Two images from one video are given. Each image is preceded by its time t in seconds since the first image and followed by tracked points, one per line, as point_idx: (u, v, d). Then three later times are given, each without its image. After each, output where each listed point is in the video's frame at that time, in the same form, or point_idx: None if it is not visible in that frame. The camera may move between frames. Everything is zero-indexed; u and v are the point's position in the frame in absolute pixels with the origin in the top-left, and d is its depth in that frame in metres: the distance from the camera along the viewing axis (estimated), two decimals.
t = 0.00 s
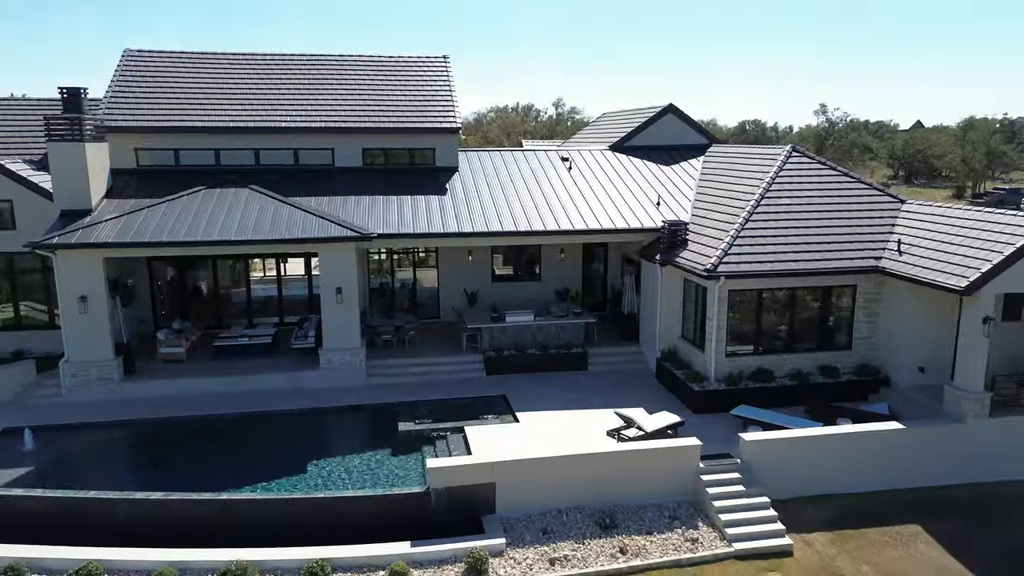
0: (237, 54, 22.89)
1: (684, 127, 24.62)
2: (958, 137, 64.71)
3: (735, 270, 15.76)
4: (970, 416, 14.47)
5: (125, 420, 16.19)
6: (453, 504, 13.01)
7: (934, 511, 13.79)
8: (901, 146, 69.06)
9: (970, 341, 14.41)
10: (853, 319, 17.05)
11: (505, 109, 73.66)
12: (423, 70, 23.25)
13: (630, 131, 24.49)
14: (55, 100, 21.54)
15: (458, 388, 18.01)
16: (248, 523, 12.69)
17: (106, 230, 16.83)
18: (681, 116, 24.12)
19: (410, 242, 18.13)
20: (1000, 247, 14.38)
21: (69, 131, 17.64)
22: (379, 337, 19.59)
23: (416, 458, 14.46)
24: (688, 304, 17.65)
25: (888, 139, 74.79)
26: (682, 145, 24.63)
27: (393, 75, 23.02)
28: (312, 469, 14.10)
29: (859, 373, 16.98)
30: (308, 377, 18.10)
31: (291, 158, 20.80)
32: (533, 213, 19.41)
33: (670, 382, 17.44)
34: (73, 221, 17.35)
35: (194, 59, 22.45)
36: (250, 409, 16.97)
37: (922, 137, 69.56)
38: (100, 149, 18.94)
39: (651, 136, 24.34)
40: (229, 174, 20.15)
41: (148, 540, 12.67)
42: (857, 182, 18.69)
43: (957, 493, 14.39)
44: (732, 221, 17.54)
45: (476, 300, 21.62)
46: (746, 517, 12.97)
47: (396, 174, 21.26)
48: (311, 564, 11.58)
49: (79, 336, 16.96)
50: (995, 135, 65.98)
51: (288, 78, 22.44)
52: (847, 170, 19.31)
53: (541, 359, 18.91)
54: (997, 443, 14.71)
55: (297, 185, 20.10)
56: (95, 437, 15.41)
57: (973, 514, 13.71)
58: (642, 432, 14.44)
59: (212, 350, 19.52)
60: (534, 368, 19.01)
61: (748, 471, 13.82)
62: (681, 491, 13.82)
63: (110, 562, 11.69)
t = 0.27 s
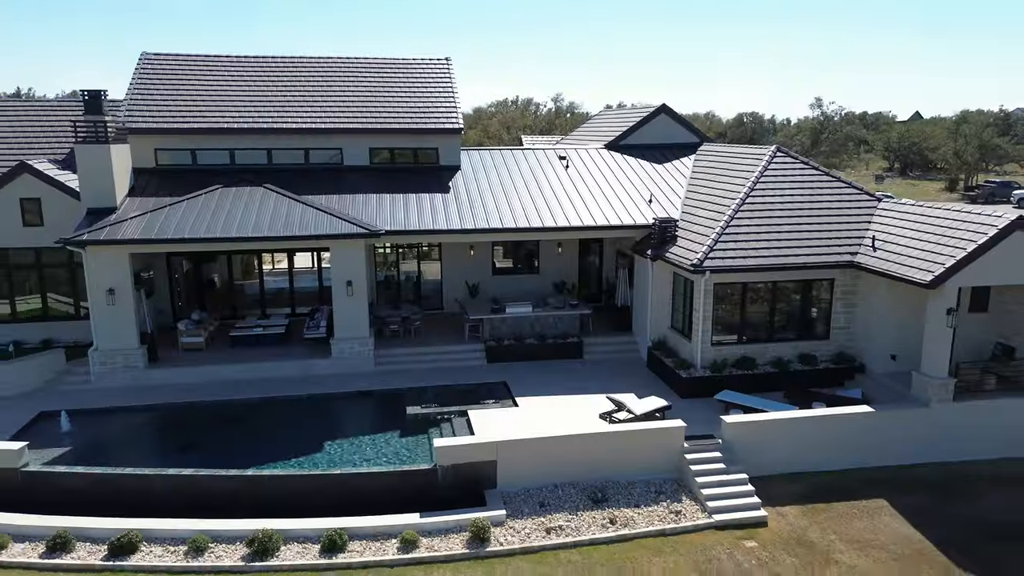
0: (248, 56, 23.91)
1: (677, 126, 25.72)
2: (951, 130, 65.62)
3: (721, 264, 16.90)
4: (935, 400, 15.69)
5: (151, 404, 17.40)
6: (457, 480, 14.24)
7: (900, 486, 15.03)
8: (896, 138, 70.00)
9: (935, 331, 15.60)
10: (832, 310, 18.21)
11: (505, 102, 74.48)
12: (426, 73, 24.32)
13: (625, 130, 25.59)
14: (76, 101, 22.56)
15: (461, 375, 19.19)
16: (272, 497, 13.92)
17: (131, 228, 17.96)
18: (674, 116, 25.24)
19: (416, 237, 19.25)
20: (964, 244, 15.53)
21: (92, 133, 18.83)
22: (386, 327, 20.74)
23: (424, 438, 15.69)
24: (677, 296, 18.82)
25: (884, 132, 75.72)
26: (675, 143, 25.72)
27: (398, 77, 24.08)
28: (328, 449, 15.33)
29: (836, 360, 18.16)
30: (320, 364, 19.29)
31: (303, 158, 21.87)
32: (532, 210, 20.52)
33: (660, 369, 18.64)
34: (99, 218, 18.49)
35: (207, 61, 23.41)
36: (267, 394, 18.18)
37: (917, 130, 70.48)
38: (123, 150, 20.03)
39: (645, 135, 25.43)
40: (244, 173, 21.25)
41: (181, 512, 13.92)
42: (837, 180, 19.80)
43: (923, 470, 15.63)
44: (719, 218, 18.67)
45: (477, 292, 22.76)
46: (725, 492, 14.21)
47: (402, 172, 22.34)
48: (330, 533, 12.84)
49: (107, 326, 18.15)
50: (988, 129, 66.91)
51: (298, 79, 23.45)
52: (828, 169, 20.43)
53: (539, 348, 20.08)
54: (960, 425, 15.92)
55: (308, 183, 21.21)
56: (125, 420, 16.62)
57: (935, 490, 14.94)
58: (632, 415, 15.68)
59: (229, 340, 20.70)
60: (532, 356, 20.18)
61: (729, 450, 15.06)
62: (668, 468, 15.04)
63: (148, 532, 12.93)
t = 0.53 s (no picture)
0: (259, 60, 24.99)
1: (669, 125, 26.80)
2: (945, 122, 66.58)
3: (707, 260, 18.07)
4: (904, 386, 16.96)
5: (175, 391, 18.64)
6: (462, 459, 15.49)
7: (870, 465, 16.30)
8: (891, 131, 70.95)
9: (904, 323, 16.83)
10: (812, 302, 19.41)
11: (504, 95, 75.32)
12: (430, 76, 25.42)
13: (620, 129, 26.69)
14: (96, 102, 23.64)
15: (464, 363, 20.41)
16: (291, 474, 15.19)
17: (155, 225, 19.11)
18: (667, 116, 26.33)
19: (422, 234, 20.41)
20: (932, 241, 16.69)
21: (115, 136, 19.87)
22: (393, 318, 21.93)
23: (430, 421, 16.94)
24: (667, 289, 20.01)
25: (879, 124, 76.64)
26: (667, 142, 26.82)
27: (403, 80, 25.16)
28: (341, 431, 16.59)
29: (815, 349, 19.38)
30: (332, 353, 20.51)
31: (313, 157, 23.01)
32: (531, 208, 21.67)
33: (651, 357, 19.86)
34: (123, 216, 19.65)
35: (220, 64, 24.51)
36: (282, 381, 19.41)
37: (912, 123, 71.41)
38: (145, 151, 21.14)
39: (639, 134, 26.54)
40: (258, 172, 22.38)
41: (208, 488, 15.19)
42: (819, 180, 20.95)
43: (893, 450, 16.89)
44: (707, 215, 19.82)
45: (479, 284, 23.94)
46: (708, 469, 15.47)
47: (407, 171, 23.46)
48: (346, 506, 14.13)
49: (133, 317, 19.37)
50: (981, 122, 67.86)
51: (308, 81, 24.52)
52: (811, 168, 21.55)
53: (538, 338, 21.29)
54: (928, 409, 17.15)
55: (318, 181, 22.34)
56: (152, 405, 17.87)
57: (902, 468, 16.20)
58: (623, 400, 16.91)
59: (245, 330, 21.93)
60: (531, 346, 21.40)
61: (712, 431, 16.32)
62: (655, 448, 16.30)
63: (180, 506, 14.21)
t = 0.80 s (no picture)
0: (270, 63, 26.10)
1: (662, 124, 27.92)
2: (937, 116, 67.58)
3: (695, 256, 19.27)
4: (876, 373, 18.21)
5: (196, 378, 19.90)
6: (465, 441, 16.76)
7: (844, 446, 17.57)
8: (885, 124, 72.00)
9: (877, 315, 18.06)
10: (793, 295, 20.63)
11: (504, 90, 76.37)
12: (433, 77, 26.53)
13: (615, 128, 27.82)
14: (115, 103, 24.79)
15: (467, 352, 21.65)
16: (308, 454, 16.47)
17: (175, 223, 20.28)
18: (660, 115, 27.46)
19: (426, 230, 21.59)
20: (903, 238, 17.88)
21: (138, 138, 21.08)
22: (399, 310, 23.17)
23: (435, 406, 18.22)
24: (657, 282, 21.22)
25: (875, 118, 77.68)
26: (661, 140, 27.94)
27: (407, 81, 26.26)
28: (353, 415, 17.86)
29: (796, 339, 20.62)
30: (342, 343, 21.72)
31: (322, 156, 24.15)
32: (529, 205, 22.84)
33: (642, 347, 21.10)
34: (145, 214, 20.83)
35: (232, 67, 25.62)
36: (296, 369, 20.66)
37: (906, 116, 72.42)
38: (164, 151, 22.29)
39: (633, 132, 27.67)
40: (269, 171, 23.53)
41: (232, 466, 16.48)
42: (803, 178, 22.12)
43: (866, 433, 18.15)
44: (695, 213, 21.00)
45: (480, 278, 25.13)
46: (692, 450, 16.74)
47: (411, 169, 24.60)
48: (359, 483, 15.42)
49: (155, 309, 20.61)
50: (974, 115, 68.89)
51: (316, 83, 25.62)
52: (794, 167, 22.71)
53: (536, 328, 22.51)
54: (900, 395, 18.40)
55: (327, 179, 23.50)
56: (175, 391, 19.14)
57: (874, 449, 17.47)
58: (615, 386, 18.15)
59: (259, 321, 23.16)
60: (530, 336, 22.62)
61: (697, 415, 17.57)
62: (644, 431, 17.58)
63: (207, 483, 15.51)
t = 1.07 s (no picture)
0: (280, 66, 27.23)
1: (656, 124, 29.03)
2: (930, 110, 68.53)
3: (683, 252, 20.49)
4: (853, 362, 19.47)
5: (214, 367, 21.15)
6: (468, 425, 18.04)
7: (821, 430, 18.86)
8: (880, 117, 72.95)
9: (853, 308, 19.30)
10: (777, 288, 21.86)
11: (504, 84, 77.34)
12: (436, 80, 27.66)
13: (611, 127, 28.95)
14: (132, 105, 25.93)
15: (469, 343, 22.89)
16: (323, 437, 17.75)
17: (193, 220, 21.45)
18: (654, 116, 28.58)
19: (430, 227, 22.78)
20: (878, 235, 19.09)
21: (158, 140, 22.27)
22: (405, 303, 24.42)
23: (440, 392, 19.49)
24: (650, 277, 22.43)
25: (870, 112, 78.66)
26: (655, 140, 29.06)
27: (412, 83, 27.39)
28: (364, 401, 19.13)
29: (780, 330, 21.87)
30: (351, 334, 22.95)
31: (330, 156, 25.32)
32: (528, 202, 24.03)
33: (634, 338, 22.33)
34: (165, 212, 22.02)
35: (244, 70, 26.76)
36: (307, 358, 21.91)
37: (900, 109, 73.37)
38: (181, 152, 23.45)
39: (629, 132, 28.80)
40: (281, 170, 24.71)
41: (252, 449, 17.77)
42: (787, 178, 23.31)
43: (843, 418, 19.43)
44: (685, 211, 22.20)
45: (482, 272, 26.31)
46: (679, 433, 18.02)
47: (416, 168, 25.76)
48: (370, 463, 16.71)
49: (175, 301, 21.83)
50: (967, 109, 69.86)
51: (324, 85, 26.72)
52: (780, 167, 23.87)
53: (535, 320, 23.74)
54: (875, 383, 19.65)
55: (336, 178, 24.67)
56: (195, 379, 20.39)
57: (849, 433, 18.74)
58: (608, 374, 19.42)
59: (272, 313, 24.41)
60: (529, 327, 23.85)
61: (684, 401, 18.83)
62: (635, 415, 18.85)
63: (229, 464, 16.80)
